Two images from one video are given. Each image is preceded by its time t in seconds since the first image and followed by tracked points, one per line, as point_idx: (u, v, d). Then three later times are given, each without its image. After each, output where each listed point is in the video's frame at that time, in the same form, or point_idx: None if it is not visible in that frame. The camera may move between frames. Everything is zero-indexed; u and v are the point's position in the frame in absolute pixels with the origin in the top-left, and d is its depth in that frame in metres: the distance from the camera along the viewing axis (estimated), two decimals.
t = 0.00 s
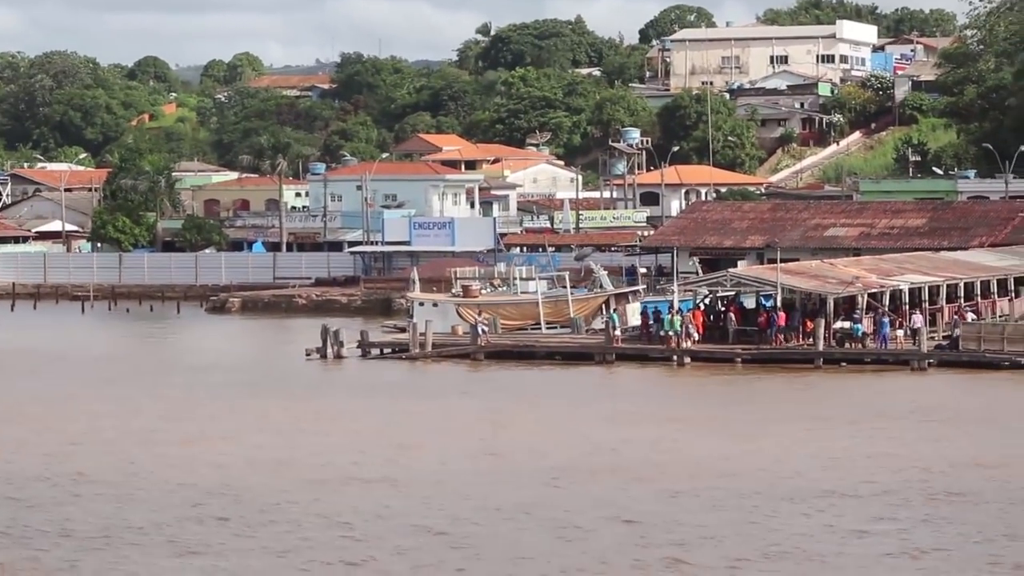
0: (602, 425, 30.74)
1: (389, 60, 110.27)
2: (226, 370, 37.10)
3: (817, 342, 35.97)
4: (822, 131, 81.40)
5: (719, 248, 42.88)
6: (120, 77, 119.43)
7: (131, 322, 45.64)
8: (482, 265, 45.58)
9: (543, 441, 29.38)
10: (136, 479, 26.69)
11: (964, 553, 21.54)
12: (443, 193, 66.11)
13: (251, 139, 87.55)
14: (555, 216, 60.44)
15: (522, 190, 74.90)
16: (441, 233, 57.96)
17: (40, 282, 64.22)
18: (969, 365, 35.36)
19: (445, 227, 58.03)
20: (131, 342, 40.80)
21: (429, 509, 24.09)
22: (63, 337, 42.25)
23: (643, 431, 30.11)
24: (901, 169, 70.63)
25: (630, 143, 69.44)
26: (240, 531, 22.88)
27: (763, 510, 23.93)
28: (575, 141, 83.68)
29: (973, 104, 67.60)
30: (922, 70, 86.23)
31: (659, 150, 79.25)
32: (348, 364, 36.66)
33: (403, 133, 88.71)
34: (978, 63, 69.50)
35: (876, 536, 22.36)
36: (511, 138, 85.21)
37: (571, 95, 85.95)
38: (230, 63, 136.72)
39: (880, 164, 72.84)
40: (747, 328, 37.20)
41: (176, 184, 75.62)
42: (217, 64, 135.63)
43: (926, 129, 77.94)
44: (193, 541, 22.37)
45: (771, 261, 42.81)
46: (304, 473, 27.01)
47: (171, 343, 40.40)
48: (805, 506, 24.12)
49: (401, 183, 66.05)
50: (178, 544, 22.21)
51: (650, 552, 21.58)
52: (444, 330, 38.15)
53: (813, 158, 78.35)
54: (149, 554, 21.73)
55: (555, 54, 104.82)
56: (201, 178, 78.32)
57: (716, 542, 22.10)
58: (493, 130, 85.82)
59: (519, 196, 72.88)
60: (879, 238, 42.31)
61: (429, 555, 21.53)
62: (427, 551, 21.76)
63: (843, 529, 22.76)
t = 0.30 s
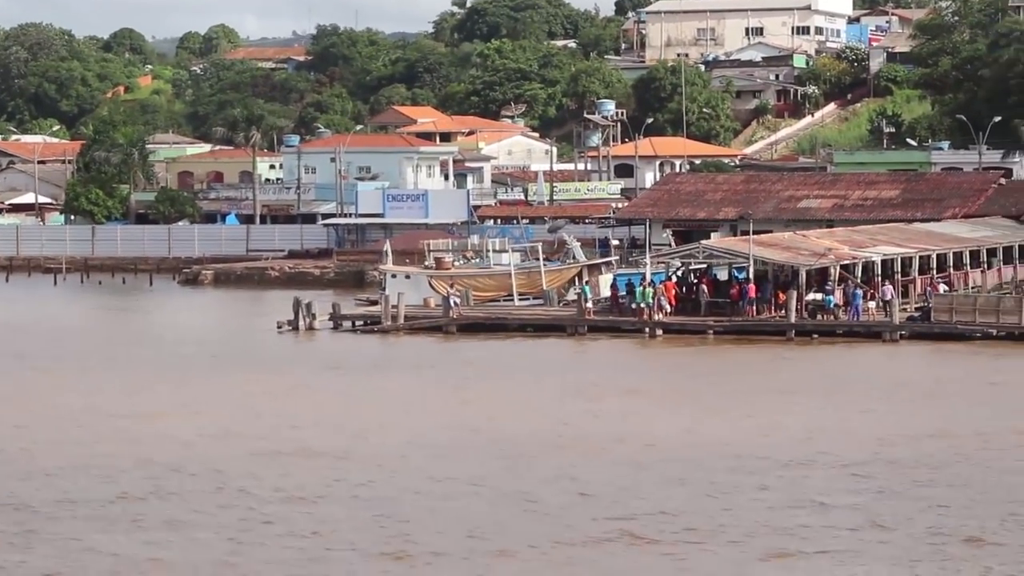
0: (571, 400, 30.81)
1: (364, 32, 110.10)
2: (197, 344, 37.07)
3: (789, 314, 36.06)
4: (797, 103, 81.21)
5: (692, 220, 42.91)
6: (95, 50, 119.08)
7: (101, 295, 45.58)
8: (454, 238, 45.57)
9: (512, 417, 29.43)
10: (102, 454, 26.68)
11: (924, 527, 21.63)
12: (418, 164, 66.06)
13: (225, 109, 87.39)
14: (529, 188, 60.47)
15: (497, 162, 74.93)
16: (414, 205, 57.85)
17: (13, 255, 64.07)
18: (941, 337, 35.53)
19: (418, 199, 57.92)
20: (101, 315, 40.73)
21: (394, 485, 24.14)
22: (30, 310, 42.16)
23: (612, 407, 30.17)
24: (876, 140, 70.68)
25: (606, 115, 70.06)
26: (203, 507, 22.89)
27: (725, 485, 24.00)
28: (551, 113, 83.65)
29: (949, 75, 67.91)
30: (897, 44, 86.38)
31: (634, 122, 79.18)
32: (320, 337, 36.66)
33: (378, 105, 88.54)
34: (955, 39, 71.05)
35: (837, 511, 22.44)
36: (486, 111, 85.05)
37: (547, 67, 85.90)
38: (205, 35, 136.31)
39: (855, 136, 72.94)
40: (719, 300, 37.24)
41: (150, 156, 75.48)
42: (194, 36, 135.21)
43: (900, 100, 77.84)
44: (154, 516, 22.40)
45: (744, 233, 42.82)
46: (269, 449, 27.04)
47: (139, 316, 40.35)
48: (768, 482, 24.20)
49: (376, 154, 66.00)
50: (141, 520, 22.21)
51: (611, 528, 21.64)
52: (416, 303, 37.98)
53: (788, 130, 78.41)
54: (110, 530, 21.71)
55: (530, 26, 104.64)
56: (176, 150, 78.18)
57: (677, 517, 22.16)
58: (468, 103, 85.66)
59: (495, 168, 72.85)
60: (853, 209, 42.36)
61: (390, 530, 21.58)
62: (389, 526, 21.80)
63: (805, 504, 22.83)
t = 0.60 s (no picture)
0: (547, 383, 30.80)
1: (343, 13, 109.96)
2: (173, 326, 36.99)
3: (766, 295, 36.09)
4: (776, 83, 81.33)
5: (670, 201, 42.92)
6: (74, 31, 118.82)
7: (75, 277, 45.46)
8: (431, 218, 45.53)
9: (487, 400, 29.43)
10: (75, 437, 26.60)
11: (895, 511, 21.65)
12: (396, 145, 65.99)
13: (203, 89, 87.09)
14: (508, 168, 60.40)
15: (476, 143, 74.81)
16: (392, 185, 57.67)
17: None
18: (918, 317, 35.67)
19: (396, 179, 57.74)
20: (76, 297, 40.61)
21: (366, 469, 24.11)
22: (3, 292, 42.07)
23: (588, 390, 30.19)
24: (855, 120, 70.66)
25: (584, 96, 70.21)
26: (176, 489, 22.83)
27: (698, 469, 24.01)
28: (530, 94, 83.56)
29: (926, 55, 67.31)
30: (876, 24, 86.48)
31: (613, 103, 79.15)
32: (297, 319, 36.61)
33: (357, 85, 88.29)
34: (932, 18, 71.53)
35: (809, 495, 22.46)
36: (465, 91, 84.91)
37: (525, 48, 85.89)
38: (185, 15, 136.00)
39: (834, 116, 73.00)
40: (696, 281, 37.26)
41: (125, 138, 75.33)
42: (173, 17, 134.66)
43: (879, 80, 77.79)
44: (123, 498, 22.39)
45: (722, 214, 42.80)
46: (244, 432, 26.99)
47: (113, 298, 40.28)
48: (740, 465, 24.21)
49: (353, 136, 65.90)
50: (109, 502, 22.20)
51: (582, 511, 21.68)
52: (393, 285, 37.92)
53: (767, 110, 78.40)
54: (82, 513, 21.64)
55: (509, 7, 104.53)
56: (154, 131, 78.04)
57: (649, 501, 22.15)
58: (447, 83, 85.51)
59: (473, 148, 72.73)
60: (830, 189, 42.38)
61: (362, 513, 21.55)
62: (362, 509, 21.78)
63: (778, 488, 22.84)
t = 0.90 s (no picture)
0: (528, 381, 30.72)
1: (326, 7, 109.74)
2: (153, 323, 36.88)
3: (747, 292, 36.07)
4: (760, 80, 81.55)
5: (652, 197, 42.91)
6: (58, 26, 118.48)
7: (53, 274, 45.34)
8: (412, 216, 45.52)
9: (467, 398, 29.36)
10: (52, 434, 26.48)
11: (871, 510, 21.60)
12: (379, 141, 65.93)
13: (185, 84, 86.91)
14: (491, 164, 60.32)
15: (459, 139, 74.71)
16: (373, 182, 57.62)
17: None
18: (899, 315, 35.69)
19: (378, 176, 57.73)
20: (55, 294, 40.48)
21: (342, 468, 24.01)
22: None
23: (568, 388, 30.11)
24: (838, 117, 70.64)
25: (568, 93, 70.33)
26: (151, 487, 22.75)
27: (674, 468, 23.93)
28: (514, 90, 83.48)
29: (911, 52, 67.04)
30: (860, 21, 86.53)
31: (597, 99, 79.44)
32: (277, 316, 36.53)
33: (340, 81, 88.17)
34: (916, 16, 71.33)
35: (785, 495, 22.40)
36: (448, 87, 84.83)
37: (509, 44, 85.79)
38: (169, 11, 135.57)
39: (818, 112, 73.03)
40: (677, 278, 37.22)
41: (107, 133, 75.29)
42: (156, 13, 134.32)
43: (862, 78, 77.76)
44: (97, 496, 22.31)
45: (703, 211, 42.81)
46: (220, 429, 26.89)
47: (90, 295, 40.18)
48: (717, 464, 24.14)
49: (337, 132, 65.84)
50: (82, 499, 22.13)
51: (557, 509, 21.64)
52: (374, 282, 37.89)
53: (750, 107, 78.39)
54: (56, 511, 21.53)
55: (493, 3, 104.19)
56: (137, 127, 77.98)
57: (625, 500, 22.07)
58: (430, 80, 85.41)
59: (457, 145, 72.63)
60: (813, 186, 42.39)
61: (337, 512, 21.45)
62: (336, 508, 21.68)
63: (754, 487, 22.76)
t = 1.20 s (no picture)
0: (510, 387, 30.72)
1: (312, 12, 109.69)
2: (134, 328, 36.83)
3: (730, 298, 36.06)
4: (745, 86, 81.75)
5: (636, 203, 43.01)
6: (43, 31, 118.23)
7: (33, 279, 45.28)
8: (395, 221, 45.58)
9: (448, 404, 29.35)
10: (29, 440, 26.44)
11: (846, 517, 21.61)
12: (363, 147, 65.84)
13: (171, 88, 86.84)
14: (476, 170, 60.27)
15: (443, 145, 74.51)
16: (358, 187, 57.57)
17: None
18: (883, 321, 35.67)
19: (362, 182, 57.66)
20: (35, 300, 40.41)
21: (322, 475, 24.00)
22: None
23: (548, 394, 30.11)
24: (823, 123, 70.69)
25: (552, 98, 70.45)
26: (127, 494, 22.71)
27: (652, 476, 23.92)
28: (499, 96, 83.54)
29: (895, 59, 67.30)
30: (845, 26, 86.63)
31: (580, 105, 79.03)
32: (258, 322, 36.50)
33: (326, 85, 88.13)
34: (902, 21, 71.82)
35: (762, 501, 22.40)
36: (433, 92, 84.85)
37: (495, 49, 85.78)
38: (154, 15, 135.20)
39: (803, 118, 73.11)
40: (660, 284, 37.18)
41: (92, 138, 75.30)
42: (143, 17, 134.03)
43: (848, 83, 77.67)
44: (72, 503, 22.27)
45: (686, 217, 42.85)
46: (200, 436, 26.86)
47: (69, 301, 40.06)
48: (694, 473, 24.09)
49: (320, 137, 65.82)
50: (58, 506, 22.09)
51: (532, 517, 21.62)
52: (357, 287, 37.79)
53: (736, 113, 78.76)
54: (31, 518, 21.48)
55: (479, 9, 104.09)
56: (121, 132, 78.06)
57: (600, 509, 22.07)
58: (415, 85, 85.43)
59: (441, 150, 72.58)
60: (797, 192, 42.47)
61: (313, 519, 21.45)
62: (313, 515, 21.69)
63: (731, 495, 22.78)
